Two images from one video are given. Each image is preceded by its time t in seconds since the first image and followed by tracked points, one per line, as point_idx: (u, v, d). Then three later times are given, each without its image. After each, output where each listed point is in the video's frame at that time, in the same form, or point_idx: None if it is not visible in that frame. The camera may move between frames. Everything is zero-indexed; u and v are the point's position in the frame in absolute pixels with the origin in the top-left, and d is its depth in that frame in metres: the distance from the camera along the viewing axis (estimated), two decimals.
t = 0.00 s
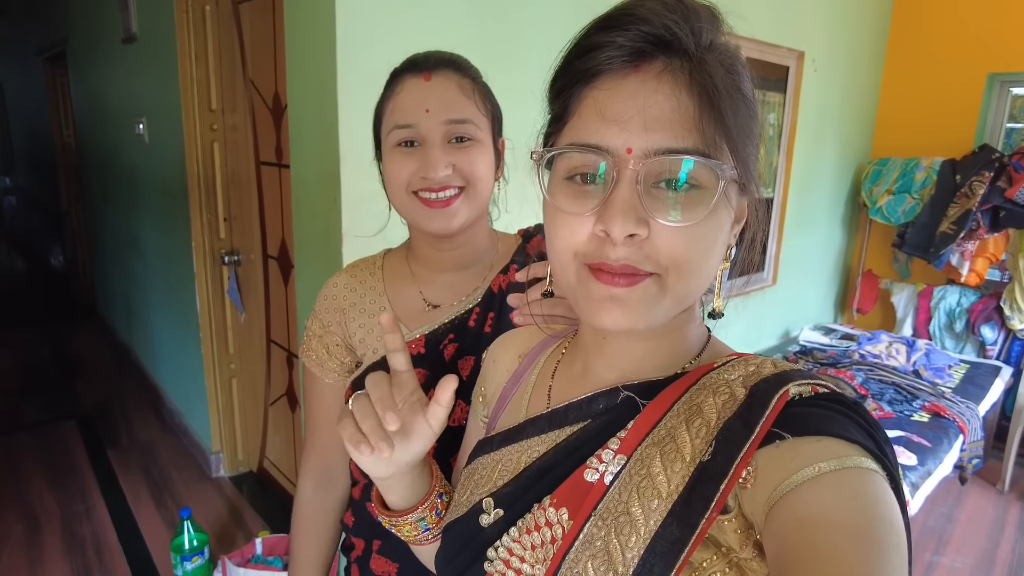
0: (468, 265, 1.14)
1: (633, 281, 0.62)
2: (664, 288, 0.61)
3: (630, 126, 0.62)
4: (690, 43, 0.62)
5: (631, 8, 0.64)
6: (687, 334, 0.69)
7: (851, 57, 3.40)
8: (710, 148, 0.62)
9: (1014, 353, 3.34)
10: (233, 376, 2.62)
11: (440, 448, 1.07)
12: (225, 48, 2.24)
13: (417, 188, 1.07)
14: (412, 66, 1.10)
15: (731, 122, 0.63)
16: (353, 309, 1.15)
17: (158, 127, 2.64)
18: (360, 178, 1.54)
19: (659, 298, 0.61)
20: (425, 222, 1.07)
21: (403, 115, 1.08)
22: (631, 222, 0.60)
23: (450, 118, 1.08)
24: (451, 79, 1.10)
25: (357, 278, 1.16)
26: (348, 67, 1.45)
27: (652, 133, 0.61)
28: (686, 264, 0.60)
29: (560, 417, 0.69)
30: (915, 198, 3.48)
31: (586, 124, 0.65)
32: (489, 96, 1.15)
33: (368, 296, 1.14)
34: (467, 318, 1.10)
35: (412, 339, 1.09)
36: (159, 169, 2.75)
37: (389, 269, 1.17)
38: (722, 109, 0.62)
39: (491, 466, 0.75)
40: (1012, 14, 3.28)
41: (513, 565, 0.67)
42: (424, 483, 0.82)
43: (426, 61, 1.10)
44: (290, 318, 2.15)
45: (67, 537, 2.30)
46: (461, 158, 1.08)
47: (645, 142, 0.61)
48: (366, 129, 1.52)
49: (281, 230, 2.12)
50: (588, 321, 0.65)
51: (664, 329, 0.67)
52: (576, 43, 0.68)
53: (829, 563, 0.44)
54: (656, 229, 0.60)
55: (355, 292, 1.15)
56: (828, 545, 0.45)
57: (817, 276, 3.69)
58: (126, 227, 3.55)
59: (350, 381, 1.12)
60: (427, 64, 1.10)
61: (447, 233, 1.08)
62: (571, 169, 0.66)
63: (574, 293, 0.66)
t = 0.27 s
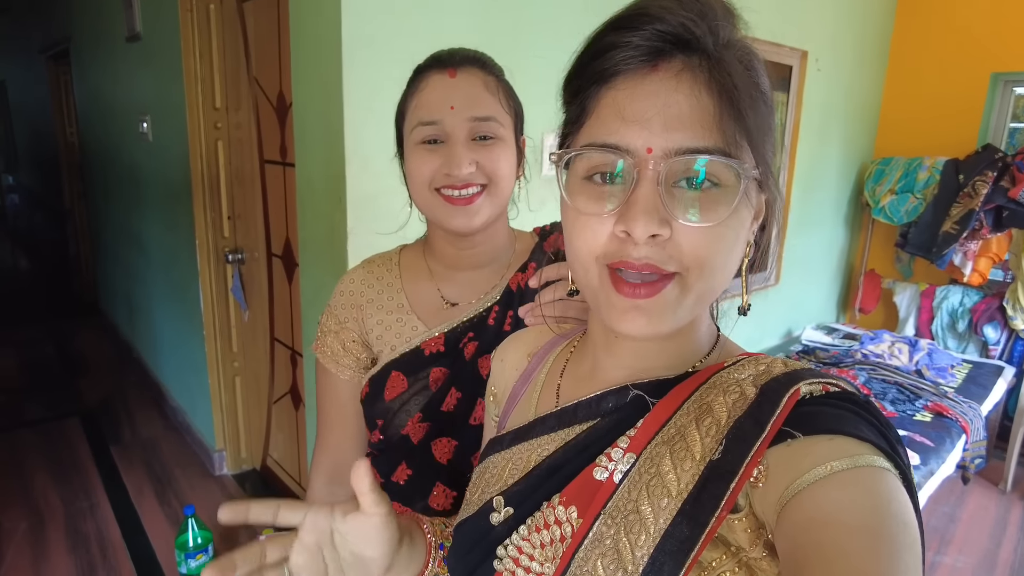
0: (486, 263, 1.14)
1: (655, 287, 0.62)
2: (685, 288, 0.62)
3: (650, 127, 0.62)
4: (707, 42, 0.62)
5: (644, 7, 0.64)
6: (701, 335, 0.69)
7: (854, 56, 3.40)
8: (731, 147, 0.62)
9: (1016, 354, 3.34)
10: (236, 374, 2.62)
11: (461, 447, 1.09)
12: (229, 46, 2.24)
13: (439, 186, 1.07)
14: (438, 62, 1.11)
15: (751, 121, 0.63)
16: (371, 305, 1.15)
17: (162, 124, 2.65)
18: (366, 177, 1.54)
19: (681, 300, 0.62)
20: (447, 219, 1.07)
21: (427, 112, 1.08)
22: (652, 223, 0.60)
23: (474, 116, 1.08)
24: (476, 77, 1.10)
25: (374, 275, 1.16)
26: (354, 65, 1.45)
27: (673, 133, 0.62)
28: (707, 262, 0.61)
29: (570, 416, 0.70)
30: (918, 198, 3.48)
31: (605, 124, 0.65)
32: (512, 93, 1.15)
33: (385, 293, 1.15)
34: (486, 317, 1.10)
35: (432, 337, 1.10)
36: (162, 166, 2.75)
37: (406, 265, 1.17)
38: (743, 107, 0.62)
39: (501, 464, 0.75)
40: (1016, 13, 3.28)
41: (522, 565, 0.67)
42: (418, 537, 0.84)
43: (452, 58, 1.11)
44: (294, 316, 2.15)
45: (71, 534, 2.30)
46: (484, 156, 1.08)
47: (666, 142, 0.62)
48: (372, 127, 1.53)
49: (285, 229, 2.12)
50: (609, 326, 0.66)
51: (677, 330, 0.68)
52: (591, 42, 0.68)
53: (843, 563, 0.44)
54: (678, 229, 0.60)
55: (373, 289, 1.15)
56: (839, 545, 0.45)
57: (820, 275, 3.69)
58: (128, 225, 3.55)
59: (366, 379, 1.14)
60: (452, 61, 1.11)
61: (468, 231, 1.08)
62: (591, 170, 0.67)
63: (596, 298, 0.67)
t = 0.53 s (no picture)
0: (487, 270, 1.15)
1: (645, 296, 0.63)
2: (674, 301, 0.63)
3: (659, 136, 0.63)
4: (728, 59, 0.62)
5: (674, 17, 0.64)
6: (691, 345, 0.70)
7: (857, 58, 3.40)
8: (736, 167, 0.63)
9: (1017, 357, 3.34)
10: (238, 372, 2.64)
11: (464, 454, 1.10)
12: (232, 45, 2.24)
13: (440, 194, 1.08)
14: (442, 71, 1.11)
15: (760, 143, 0.64)
16: (372, 311, 1.15)
17: (164, 122, 2.65)
18: (369, 179, 1.55)
19: (669, 311, 0.63)
20: (447, 228, 1.08)
21: (429, 121, 1.09)
22: (648, 231, 0.61)
23: (476, 125, 1.09)
24: (479, 86, 1.11)
25: (375, 280, 1.17)
26: (357, 68, 1.46)
27: (680, 145, 0.62)
28: (699, 277, 0.62)
29: (563, 425, 0.71)
30: (919, 200, 3.48)
31: (616, 128, 0.66)
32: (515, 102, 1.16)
33: (386, 299, 1.15)
34: (487, 323, 1.11)
35: (433, 344, 1.10)
36: (165, 164, 2.76)
37: (407, 271, 1.18)
38: (753, 129, 0.63)
39: (497, 474, 0.76)
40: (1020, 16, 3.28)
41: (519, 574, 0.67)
42: (407, 547, 0.82)
43: (455, 67, 1.12)
44: (296, 315, 2.16)
45: (73, 530, 2.32)
46: (485, 166, 1.08)
47: (673, 153, 0.62)
48: (374, 130, 1.53)
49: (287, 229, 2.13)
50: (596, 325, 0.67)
51: (667, 340, 0.68)
52: (616, 46, 0.69)
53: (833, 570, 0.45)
54: (673, 240, 0.61)
55: (373, 296, 1.16)
56: (828, 553, 0.46)
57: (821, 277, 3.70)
58: (131, 222, 3.56)
59: (367, 385, 1.15)
60: (455, 70, 1.11)
61: (468, 239, 1.09)
62: (597, 170, 0.67)
63: (585, 297, 0.68)
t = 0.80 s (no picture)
0: (486, 267, 1.15)
1: (641, 289, 0.63)
2: (669, 298, 0.62)
3: (665, 132, 0.62)
4: (739, 60, 0.61)
5: (686, 13, 0.64)
6: (693, 342, 0.70)
7: (860, 55, 3.39)
8: (740, 169, 0.62)
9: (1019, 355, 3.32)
10: (239, 367, 2.64)
11: (461, 451, 1.10)
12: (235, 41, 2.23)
13: (437, 192, 1.07)
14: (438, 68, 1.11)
15: (766, 145, 0.63)
16: (370, 307, 1.15)
17: (166, 116, 2.64)
18: (370, 174, 1.55)
19: (665, 308, 0.63)
20: (445, 226, 1.08)
21: (426, 118, 1.09)
22: (646, 229, 0.61)
23: (472, 122, 1.08)
24: (475, 82, 1.10)
25: (373, 276, 1.17)
26: (358, 63, 1.45)
27: (685, 144, 0.61)
28: (696, 277, 0.61)
29: (564, 423, 0.71)
30: (922, 197, 3.47)
31: (622, 122, 0.65)
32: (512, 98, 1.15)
33: (384, 294, 1.15)
34: (486, 319, 1.10)
35: (432, 340, 1.10)
36: (166, 159, 2.75)
37: (405, 268, 1.18)
38: (759, 131, 0.62)
39: (498, 473, 0.76)
40: None
41: (523, 572, 0.67)
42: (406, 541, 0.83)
43: (451, 63, 1.11)
44: (297, 311, 2.16)
45: (74, 524, 2.32)
46: (483, 163, 1.08)
47: (677, 151, 0.62)
48: (375, 125, 1.53)
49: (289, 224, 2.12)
50: (592, 318, 0.67)
51: (669, 336, 0.68)
52: (628, 38, 0.68)
53: (834, 565, 0.45)
54: (671, 239, 0.61)
55: (371, 290, 1.16)
56: (830, 548, 0.46)
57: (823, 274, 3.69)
58: (132, 217, 3.56)
59: (364, 381, 1.15)
60: (451, 66, 1.10)
61: (466, 237, 1.08)
62: (600, 166, 0.67)
63: (581, 290, 0.68)
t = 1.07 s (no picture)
0: (488, 266, 1.15)
1: (641, 286, 0.63)
2: (670, 295, 0.62)
3: (668, 130, 0.62)
4: (746, 59, 0.60)
5: (696, 10, 0.63)
6: (698, 340, 0.69)
7: (864, 52, 3.37)
8: (743, 169, 0.62)
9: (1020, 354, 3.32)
10: (240, 363, 2.64)
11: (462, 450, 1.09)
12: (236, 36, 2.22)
13: (438, 192, 1.07)
14: (438, 66, 1.10)
15: (771, 146, 0.62)
16: (371, 305, 1.15)
17: (168, 112, 2.64)
18: (372, 171, 1.54)
19: (665, 304, 0.62)
20: (446, 225, 1.07)
21: (426, 117, 1.08)
22: (646, 226, 0.61)
23: (471, 120, 1.08)
24: (474, 79, 1.09)
25: (375, 274, 1.17)
26: (361, 59, 1.45)
27: (688, 142, 0.61)
28: (696, 276, 0.61)
29: (571, 422, 0.70)
30: (925, 196, 3.46)
31: (626, 119, 0.65)
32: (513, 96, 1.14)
33: (385, 292, 1.15)
34: (488, 319, 1.10)
35: (433, 339, 1.10)
36: (167, 155, 2.75)
37: (407, 266, 1.18)
38: (764, 132, 0.61)
39: (504, 470, 0.76)
40: None
41: (528, 570, 0.67)
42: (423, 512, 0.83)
43: (451, 61, 1.10)
44: (298, 308, 2.15)
45: (75, 519, 2.33)
46: (484, 162, 1.08)
47: (680, 148, 0.61)
48: (378, 122, 1.52)
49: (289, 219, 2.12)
50: (592, 315, 0.67)
51: (673, 333, 0.68)
52: (636, 35, 0.68)
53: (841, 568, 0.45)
54: (671, 237, 0.60)
55: (373, 289, 1.16)
56: (839, 552, 0.45)
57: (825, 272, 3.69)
58: (133, 212, 3.56)
59: (364, 380, 1.14)
60: (450, 63, 1.10)
61: (467, 236, 1.08)
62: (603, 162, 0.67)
63: (582, 286, 0.68)
